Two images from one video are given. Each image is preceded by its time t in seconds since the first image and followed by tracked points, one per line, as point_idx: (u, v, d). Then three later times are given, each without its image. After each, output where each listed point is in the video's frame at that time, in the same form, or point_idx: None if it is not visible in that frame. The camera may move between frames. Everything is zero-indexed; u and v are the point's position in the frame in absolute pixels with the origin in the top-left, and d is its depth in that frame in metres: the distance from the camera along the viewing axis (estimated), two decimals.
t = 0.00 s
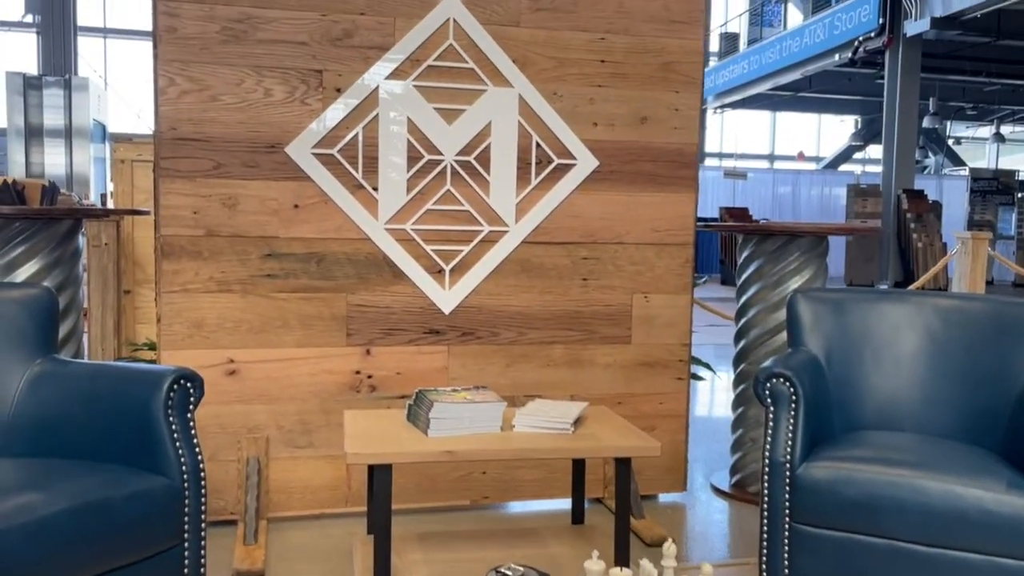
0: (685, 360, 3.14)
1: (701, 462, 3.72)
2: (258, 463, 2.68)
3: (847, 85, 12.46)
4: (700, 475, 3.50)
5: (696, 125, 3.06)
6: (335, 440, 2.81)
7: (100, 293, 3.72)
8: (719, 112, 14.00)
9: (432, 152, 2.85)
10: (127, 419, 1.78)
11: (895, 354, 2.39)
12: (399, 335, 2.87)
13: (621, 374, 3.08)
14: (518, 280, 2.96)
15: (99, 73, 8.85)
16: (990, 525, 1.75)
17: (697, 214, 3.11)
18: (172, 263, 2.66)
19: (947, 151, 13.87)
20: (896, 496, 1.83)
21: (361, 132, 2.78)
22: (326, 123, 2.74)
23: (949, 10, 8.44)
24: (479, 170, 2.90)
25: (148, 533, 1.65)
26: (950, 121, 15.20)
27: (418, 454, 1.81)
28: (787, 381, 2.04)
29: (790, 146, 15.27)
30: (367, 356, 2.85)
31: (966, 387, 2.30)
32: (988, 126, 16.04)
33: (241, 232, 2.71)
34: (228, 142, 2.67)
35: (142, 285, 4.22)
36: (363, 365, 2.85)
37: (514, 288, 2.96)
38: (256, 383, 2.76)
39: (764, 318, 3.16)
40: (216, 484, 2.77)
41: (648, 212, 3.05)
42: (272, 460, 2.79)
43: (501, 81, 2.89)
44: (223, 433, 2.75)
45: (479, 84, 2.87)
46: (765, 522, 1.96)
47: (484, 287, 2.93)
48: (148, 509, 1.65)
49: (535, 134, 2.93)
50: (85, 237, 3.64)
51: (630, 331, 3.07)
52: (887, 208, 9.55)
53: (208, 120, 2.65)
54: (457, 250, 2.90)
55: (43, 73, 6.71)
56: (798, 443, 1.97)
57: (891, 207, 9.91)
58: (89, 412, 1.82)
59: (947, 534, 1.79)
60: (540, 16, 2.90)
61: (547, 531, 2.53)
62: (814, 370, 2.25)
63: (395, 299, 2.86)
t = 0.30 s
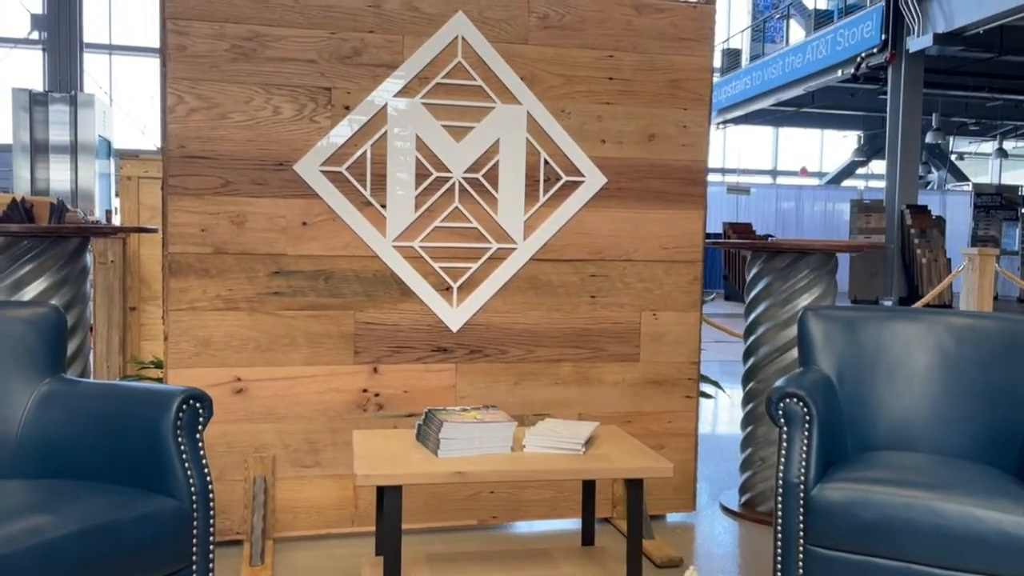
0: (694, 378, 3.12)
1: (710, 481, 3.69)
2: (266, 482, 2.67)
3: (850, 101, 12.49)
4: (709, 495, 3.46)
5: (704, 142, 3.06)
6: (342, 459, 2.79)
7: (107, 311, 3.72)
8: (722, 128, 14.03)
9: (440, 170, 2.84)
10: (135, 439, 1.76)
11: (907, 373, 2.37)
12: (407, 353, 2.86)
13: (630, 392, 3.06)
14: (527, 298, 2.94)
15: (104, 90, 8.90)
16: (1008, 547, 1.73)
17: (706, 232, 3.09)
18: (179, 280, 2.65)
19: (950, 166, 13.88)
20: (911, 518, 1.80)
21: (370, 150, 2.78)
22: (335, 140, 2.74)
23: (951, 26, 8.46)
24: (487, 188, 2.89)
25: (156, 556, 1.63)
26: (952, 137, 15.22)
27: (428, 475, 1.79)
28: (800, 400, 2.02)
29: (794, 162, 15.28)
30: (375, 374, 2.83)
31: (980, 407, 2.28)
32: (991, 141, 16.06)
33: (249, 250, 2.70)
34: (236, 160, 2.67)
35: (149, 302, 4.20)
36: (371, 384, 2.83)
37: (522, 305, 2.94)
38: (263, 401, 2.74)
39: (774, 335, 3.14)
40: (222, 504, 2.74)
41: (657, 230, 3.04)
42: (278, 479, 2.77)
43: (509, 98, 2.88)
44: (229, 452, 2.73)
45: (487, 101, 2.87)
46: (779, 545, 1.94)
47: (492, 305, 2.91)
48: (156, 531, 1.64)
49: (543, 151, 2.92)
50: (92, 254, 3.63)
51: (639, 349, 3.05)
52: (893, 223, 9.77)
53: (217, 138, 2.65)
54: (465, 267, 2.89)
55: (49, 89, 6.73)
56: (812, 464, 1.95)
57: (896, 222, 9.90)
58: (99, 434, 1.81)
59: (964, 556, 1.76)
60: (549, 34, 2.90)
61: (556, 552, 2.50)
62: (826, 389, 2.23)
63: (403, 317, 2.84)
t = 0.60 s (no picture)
0: (704, 394, 3.10)
1: (720, 497, 3.66)
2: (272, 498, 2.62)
3: (854, 114, 12.49)
4: (720, 511, 3.44)
5: (715, 157, 3.05)
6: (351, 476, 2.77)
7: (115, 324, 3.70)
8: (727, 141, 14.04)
9: (450, 185, 2.83)
10: (146, 457, 1.75)
11: (924, 390, 2.35)
12: (416, 368, 2.84)
13: (640, 407, 3.04)
14: (536, 313, 2.93)
15: (111, 102, 9.09)
16: None
17: (716, 247, 3.08)
18: (189, 295, 2.64)
19: (955, 179, 13.87)
20: (930, 538, 1.78)
21: (380, 165, 2.77)
22: (345, 156, 2.74)
23: (956, 39, 8.45)
24: (497, 203, 2.88)
25: None
26: (957, 150, 15.22)
27: (440, 494, 1.77)
28: (817, 418, 2.01)
29: (798, 175, 15.28)
30: (384, 390, 2.81)
31: (997, 424, 2.25)
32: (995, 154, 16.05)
33: (258, 266, 2.69)
34: (246, 175, 2.67)
35: (156, 316, 4.15)
36: (380, 399, 2.81)
37: (532, 321, 2.93)
38: (271, 417, 2.72)
39: (785, 351, 3.13)
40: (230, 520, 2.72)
41: (667, 245, 3.03)
42: (287, 495, 2.75)
43: (519, 113, 2.88)
44: (238, 468, 2.71)
45: (497, 116, 2.86)
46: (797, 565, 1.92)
47: (502, 320, 2.90)
48: (167, 551, 1.62)
49: (553, 166, 2.91)
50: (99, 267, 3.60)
51: (649, 365, 3.03)
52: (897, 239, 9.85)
53: (227, 154, 2.65)
54: (475, 282, 2.88)
55: (55, 103, 6.75)
56: (829, 483, 1.93)
57: (901, 235, 9.88)
58: (109, 452, 1.80)
59: None
60: (559, 49, 2.90)
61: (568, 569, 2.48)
62: (842, 406, 2.21)
63: (412, 332, 2.83)
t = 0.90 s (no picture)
0: (717, 408, 3.08)
1: (732, 511, 3.63)
2: (284, 513, 2.64)
3: (860, 125, 12.48)
4: (732, 526, 3.41)
5: (727, 170, 3.03)
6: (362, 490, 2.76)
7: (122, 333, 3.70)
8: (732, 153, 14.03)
9: (461, 198, 2.83)
10: (158, 473, 1.74)
11: (942, 405, 2.32)
12: (427, 382, 2.82)
13: (652, 421, 3.02)
14: (548, 326, 2.91)
15: (117, 114, 9.11)
16: None
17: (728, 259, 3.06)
18: (200, 309, 2.64)
19: (961, 190, 13.84)
20: (952, 556, 1.75)
21: (391, 177, 2.77)
22: (356, 169, 2.73)
23: (961, 50, 8.44)
24: (508, 215, 2.87)
25: None
26: (963, 160, 15.19)
27: (455, 511, 1.75)
28: (834, 434, 1.99)
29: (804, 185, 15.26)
30: (394, 404, 2.80)
31: (1017, 439, 2.23)
32: (1001, 164, 16.02)
33: (270, 279, 2.69)
34: (258, 189, 2.66)
35: (164, 329, 4.15)
36: (391, 413, 2.79)
37: (544, 334, 2.91)
38: (282, 431, 2.71)
39: (798, 365, 3.11)
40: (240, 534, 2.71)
41: (679, 257, 3.01)
42: (297, 510, 2.73)
43: (531, 126, 2.87)
44: (248, 482, 2.69)
45: (509, 129, 2.86)
46: None
47: (513, 333, 2.88)
48: (179, 568, 1.61)
49: (565, 179, 2.90)
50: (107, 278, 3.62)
51: (661, 378, 3.02)
52: (905, 251, 9.96)
53: (238, 167, 2.65)
54: (486, 295, 2.87)
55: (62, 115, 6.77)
56: (848, 500, 1.91)
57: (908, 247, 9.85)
58: (121, 467, 1.79)
59: None
60: (571, 62, 2.89)
61: None
62: (859, 422, 2.19)
63: (423, 345, 2.81)
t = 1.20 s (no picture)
0: (731, 420, 3.06)
1: (747, 524, 3.60)
2: (297, 526, 2.64)
3: (868, 135, 12.46)
4: (747, 539, 3.38)
5: (740, 180, 3.02)
6: (375, 503, 2.74)
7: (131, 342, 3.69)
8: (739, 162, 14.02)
9: (474, 210, 2.82)
10: (174, 487, 1.74)
11: (960, 418, 2.30)
12: (439, 394, 2.81)
13: (666, 433, 3.00)
14: (561, 337, 2.90)
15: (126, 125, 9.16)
16: None
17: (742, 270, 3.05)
18: (213, 320, 2.63)
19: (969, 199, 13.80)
20: (976, 572, 1.73)
21: (404, 189, 2.76)
22: (369, 180, 2.73)
23: (969, 59, 8.42)
24: (521, 226, 2.86)
25: None
26: (970, 170, 15.16)
27: (472, 526, 1.73)
28: (854, 448, 1.97)
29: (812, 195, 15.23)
30: (407, 416, 2.78)
31: None
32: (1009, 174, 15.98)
33: (283, 290, 2.68)
34: (271, 200, 2.66)
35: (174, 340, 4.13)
36: (403, 425, 2.78)
37: (557, 346, 2.90)
38: (294, 444, 2.70)
39: (813, 377, 3.09)
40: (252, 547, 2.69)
41: (692, 269, 3.00)
42: (309, 523, 2.71)
43: (543, 137, 2.87)
44: (261, 494, 2.68)
45: (522, 140, 2.85)
46: None
47: (526, 344, 2.87)
48: None
49: (578, 190, 2.89)
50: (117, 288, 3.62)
51: (675, 390, 3.00)
52: (913, 261, 9.88)
53: (252, 179, 2.64)
54: (498, 306, 2.86)
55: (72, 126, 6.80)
56: (868, 515, 1.89)
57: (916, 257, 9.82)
58: (136, 482, 1.78)
59: None
60: (583, 73, 2.89)
61: None
62: (878, 435, 2.17)
63: (436, 357, 2.80)
